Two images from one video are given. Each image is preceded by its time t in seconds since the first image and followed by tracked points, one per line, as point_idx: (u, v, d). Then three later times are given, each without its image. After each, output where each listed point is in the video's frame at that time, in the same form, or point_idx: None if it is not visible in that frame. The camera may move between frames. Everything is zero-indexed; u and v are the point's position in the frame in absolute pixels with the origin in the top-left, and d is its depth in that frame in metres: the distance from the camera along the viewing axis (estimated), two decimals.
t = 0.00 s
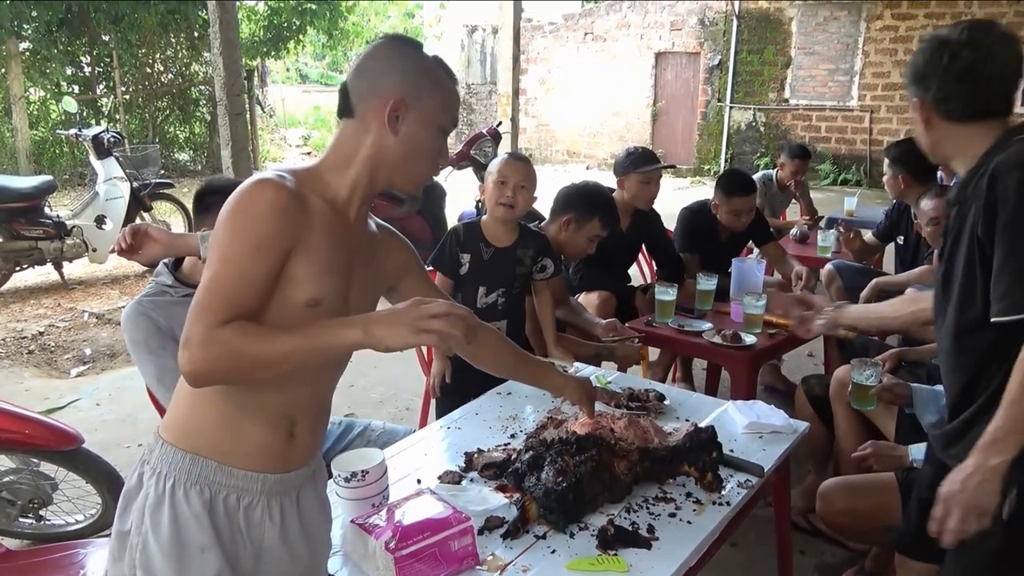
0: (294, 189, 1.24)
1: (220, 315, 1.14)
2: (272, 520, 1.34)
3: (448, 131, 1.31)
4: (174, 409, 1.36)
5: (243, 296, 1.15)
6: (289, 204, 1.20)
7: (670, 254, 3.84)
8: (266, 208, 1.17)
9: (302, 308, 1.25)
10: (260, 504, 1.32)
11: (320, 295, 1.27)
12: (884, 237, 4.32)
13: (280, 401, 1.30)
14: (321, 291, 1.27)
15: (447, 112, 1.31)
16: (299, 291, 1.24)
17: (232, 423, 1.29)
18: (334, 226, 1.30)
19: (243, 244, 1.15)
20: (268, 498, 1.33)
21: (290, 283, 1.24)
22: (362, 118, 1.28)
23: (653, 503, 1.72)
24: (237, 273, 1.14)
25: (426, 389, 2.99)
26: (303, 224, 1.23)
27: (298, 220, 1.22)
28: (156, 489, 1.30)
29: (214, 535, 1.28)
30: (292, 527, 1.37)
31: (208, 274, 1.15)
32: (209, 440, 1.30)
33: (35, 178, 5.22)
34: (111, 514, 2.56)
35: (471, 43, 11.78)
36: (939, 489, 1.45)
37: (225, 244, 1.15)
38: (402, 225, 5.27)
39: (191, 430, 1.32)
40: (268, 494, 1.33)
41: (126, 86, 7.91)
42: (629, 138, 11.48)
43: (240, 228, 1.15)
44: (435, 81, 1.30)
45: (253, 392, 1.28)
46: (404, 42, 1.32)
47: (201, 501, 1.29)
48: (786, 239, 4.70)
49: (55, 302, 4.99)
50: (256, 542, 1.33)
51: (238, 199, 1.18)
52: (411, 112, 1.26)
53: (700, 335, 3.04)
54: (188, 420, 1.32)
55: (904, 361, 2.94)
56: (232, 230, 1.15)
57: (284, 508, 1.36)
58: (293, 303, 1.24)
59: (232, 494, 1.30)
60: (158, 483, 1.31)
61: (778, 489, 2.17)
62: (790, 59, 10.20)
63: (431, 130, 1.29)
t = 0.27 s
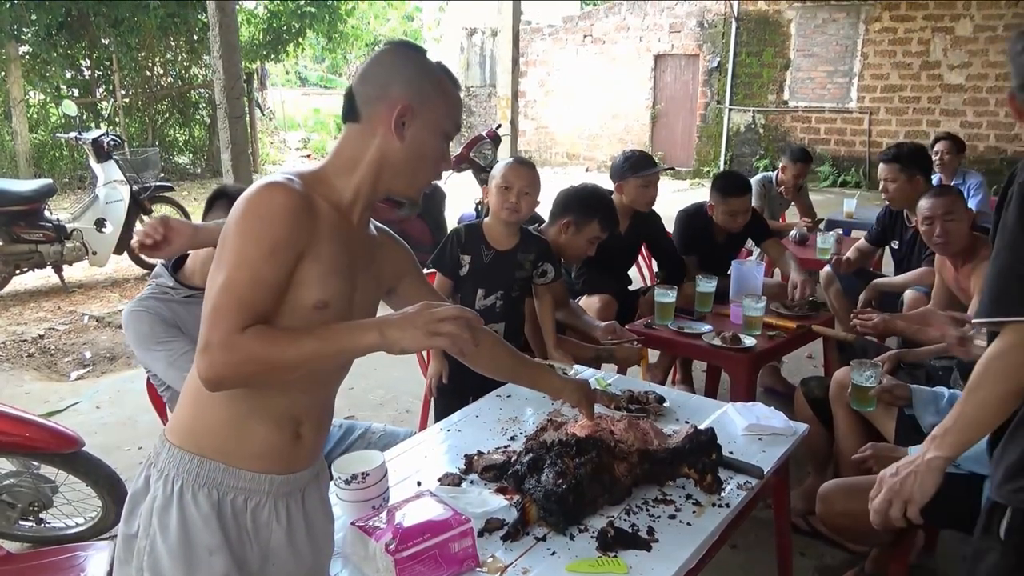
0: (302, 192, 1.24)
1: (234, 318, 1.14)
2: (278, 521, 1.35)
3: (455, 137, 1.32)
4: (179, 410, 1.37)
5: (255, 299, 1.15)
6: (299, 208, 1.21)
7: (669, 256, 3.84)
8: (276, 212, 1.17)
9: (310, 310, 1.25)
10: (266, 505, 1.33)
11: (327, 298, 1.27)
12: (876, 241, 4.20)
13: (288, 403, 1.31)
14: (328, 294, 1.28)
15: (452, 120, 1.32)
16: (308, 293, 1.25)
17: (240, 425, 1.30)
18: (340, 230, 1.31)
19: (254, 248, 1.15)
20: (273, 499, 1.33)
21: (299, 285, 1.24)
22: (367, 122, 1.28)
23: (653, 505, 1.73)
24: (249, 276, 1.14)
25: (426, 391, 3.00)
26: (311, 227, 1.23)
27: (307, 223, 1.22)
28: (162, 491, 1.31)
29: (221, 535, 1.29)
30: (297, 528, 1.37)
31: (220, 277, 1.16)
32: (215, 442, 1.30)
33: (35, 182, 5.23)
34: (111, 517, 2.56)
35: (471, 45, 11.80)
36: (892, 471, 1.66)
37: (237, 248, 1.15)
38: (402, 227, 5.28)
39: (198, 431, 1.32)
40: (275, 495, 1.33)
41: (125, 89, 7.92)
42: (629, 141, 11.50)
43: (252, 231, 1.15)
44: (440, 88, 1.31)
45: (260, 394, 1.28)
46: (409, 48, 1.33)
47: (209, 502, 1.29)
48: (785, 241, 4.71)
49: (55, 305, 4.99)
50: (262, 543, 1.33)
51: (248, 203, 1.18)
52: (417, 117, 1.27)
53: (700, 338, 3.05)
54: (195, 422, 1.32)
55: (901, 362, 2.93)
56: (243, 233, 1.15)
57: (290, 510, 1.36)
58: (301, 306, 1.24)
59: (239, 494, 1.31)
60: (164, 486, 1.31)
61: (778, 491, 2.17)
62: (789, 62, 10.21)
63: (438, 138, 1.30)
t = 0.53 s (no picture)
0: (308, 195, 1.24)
1: (243, 324, 1.14)
2: (280, 522, 1.34)
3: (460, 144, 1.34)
4: (182, 410, 1.36)
5: (264, 304, 1.15)
6: (305, 212, 1.20)
7: (668, 257, 3.84)
8: (283, 216, 1.17)
9: (315, 313, 1.25)
10: (269, 506, 1.33)
11: (332, 301, 1.28)
12: (874, 241, 4.19)
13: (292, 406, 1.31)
14: (333, 297, 1.28)
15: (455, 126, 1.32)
16: (313, 296, 1.25)
17: (244, 427, 1.30)
18: (344, 232, 1.31)
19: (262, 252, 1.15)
20: (276, 500, 1.33)
21: (305, 288, 1.24)
22: (372, 126, 1.28)
23: (652, 506, 1.73)
24: (257, 282, 1.14)
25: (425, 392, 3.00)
26: (317, 230, 1.23)
27: (313, 227, 1.22)
28: (165, 494, 1.31)
29: (224, 537, 1.29)
30: (299, 529, 1.37)
31: (228, 281, 1.16)
32: (219, 443, 1.30)
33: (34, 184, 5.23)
34: (110, 519, 2.56)
35: (469, 47, 11.80)
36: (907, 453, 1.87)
37: (245, 252, 1.15)
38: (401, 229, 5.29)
39: (201, 432, 1.32)
40: (277, 496, 1.33)
41: (124, 92, 7.91)
42: (627, 142, 11.52)
43: (260, 236, 1.15)
44: (444, 93, 1.31)
45: (265, 397, 1.28)
46: (414, 52, 1.32)
47: (212, 503, 1.29)
48: (784, 241, 4.71)
49: (55, 308, 4.99)
50: (264, 543, 1.33)
51: (255, 206, 1.18)
52: (422, 122, 1.27)
53: (699, 338, 3.04)
54: (198, 423, 1.32)
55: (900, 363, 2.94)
56: (250, 237, 1.15)
57: (291, 511, 1.36)
58: (307, 310, 1.25)
59: (241, 495, 1.31)
60: (167, 488, 1.32)
61: (777, 491, 2.17)
62: (788, 63, 10.20)
63: (442, 142, 1.30)
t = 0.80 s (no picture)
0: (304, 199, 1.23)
1: (243, 330, 1.14)
2: (278, 526, 1.34)
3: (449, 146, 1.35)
4: (176, 415, 1.35)
5: (263, 310, 1.15)
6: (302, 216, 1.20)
7: (666, 259, 3.84)
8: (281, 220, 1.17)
9: (312, 317, 1.25)
10: (266, 510, 1.32)
11: (328, 305, 1.28)
12: (872, 243, 4.18)
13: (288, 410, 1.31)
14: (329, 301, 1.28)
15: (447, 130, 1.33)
16: (310, 300, 1.25)
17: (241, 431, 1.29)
18: (338, 235, 1.30)
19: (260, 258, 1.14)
20: (273, 504, 1.33)
21: (302, 292, 1.24)
22: (366, 128, 1.28)
23: (649, 508, 1.72)
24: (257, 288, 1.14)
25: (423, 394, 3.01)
26: (313, 234, 1.23)
27: (310, 230, 1.22)
28: (161, 501, 1.31)
29: (222, 542, 1.29)
30: (296, 533, 1.37)
31: (227, 286, 1.15)
32: (216, 448, 1.30)
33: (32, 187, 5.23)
34: (107, 522, 2.55)
35: (468, 49, 11.80)
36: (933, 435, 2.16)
37: (244, 258, 1.14)
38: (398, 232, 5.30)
39: (197, 437, 1.30)
40: (274, 501, 1.33)
41: (123, 94, 7.91)
42: (626, 144, 11.53)
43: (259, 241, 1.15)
44: (437, 97, 1.32)
45: (261, 402, 1.28)
46: (406, 53, 1.33)
47: (209, 509, 1.29)
48: (782, 244, 4.71)
49: (53, 310, 4.98)
50: (262, 548, 1.33)
51: (252, 210, 1.17)
52: (416, 126, 1.28)
53: (697, 340, 3.04)
54: (193, 428, 1.31)
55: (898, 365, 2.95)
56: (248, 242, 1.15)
57: (289, 515, 1.35)
58: (303, 314, 1.24)
59: (239, 500, 1.30)
60: (163, 495, 1.31)
61: (775, 494, 2.16)
62: (786, 65, 10.19)
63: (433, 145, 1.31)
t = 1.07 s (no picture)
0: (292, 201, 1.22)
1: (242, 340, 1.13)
2: (281, 530, 1.33)
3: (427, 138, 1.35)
4: (170, 425, 1.33)
5: (260, 317, 1.14)
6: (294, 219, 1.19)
7: (664, 260, 3.84)
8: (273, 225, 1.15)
9: (306, 319, 1.25)
10: (271, 516, 1.32)
11: (321, 305, 1.27)
12: (870, 244, 4.16)
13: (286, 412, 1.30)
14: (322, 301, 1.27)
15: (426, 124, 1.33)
16: (304, 302, 1.24)
17: (240, 438, 1.28)
18: (325, 234, 1.30)
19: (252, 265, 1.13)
20: (275, 509, 1.32)
21: (296, 295, 1.23)
22: (342, 125, 1.27)
23: (647, 510, 1.72)
24: (254, 298, 1.13)
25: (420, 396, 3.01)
26: (304, 237, 1.22)
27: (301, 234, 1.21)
28: (165, 513, 1.29)
29: (228, 550, 1.28)
30: (300, 535, 1.36)
31: (223, 294, 1.13)
32: (215, 457, 1.28)
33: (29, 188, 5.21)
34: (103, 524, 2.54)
35: (466, 50, 11.79)
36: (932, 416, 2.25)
37: (238, 266, 1.13)
38: (396, 233, 5.29)
39: (194, 446, 1.29)
40: (277, 504, 1.32)
41: (120, 95, 7.90)
42: (624, 145, 11.54)
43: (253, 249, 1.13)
44: (414, 89, 1.31)
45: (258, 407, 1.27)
46: (380, 46, 1.32)
47: (214, 518, 1.28)
48: (780, 245, 4.71)
49: (49, 312, 4.97)
50: (268, 555, 1.32)
51: (241, 216, 1.15)
52: (395, 120, 1.28)
53: (695, 342, 3.04)
54: (189, 437, 1.29)
55: (896, 365, 2.95)
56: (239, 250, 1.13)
57: (291, 519, 1.35)
58: (298, 318, 1.24)
59: (244, 507, 1.29)
60: (166, 508, 1.30)
61: (773, 496, 2.16)
62: (783, 66, 10.19)
63: (410, 139, 1.30)
